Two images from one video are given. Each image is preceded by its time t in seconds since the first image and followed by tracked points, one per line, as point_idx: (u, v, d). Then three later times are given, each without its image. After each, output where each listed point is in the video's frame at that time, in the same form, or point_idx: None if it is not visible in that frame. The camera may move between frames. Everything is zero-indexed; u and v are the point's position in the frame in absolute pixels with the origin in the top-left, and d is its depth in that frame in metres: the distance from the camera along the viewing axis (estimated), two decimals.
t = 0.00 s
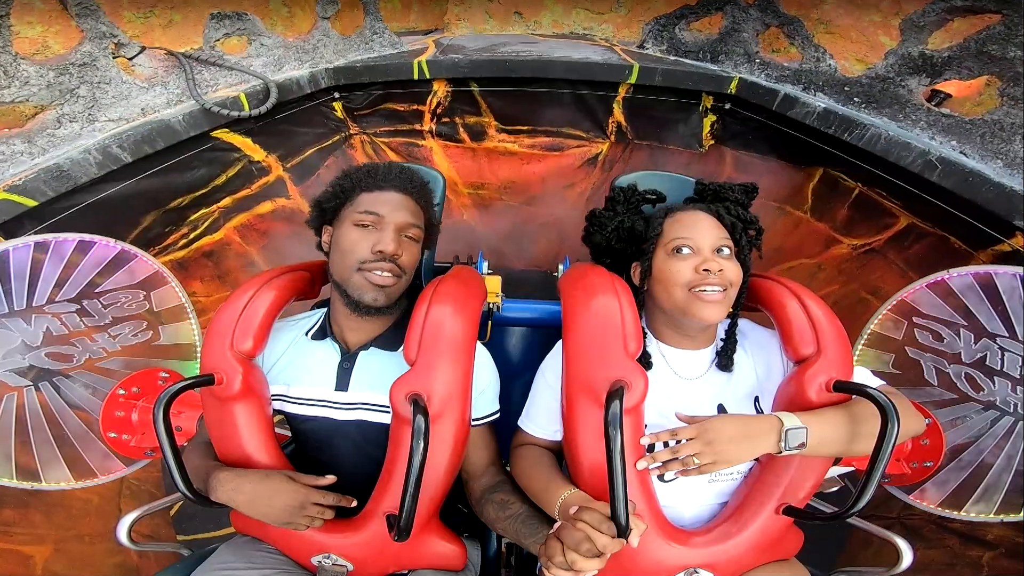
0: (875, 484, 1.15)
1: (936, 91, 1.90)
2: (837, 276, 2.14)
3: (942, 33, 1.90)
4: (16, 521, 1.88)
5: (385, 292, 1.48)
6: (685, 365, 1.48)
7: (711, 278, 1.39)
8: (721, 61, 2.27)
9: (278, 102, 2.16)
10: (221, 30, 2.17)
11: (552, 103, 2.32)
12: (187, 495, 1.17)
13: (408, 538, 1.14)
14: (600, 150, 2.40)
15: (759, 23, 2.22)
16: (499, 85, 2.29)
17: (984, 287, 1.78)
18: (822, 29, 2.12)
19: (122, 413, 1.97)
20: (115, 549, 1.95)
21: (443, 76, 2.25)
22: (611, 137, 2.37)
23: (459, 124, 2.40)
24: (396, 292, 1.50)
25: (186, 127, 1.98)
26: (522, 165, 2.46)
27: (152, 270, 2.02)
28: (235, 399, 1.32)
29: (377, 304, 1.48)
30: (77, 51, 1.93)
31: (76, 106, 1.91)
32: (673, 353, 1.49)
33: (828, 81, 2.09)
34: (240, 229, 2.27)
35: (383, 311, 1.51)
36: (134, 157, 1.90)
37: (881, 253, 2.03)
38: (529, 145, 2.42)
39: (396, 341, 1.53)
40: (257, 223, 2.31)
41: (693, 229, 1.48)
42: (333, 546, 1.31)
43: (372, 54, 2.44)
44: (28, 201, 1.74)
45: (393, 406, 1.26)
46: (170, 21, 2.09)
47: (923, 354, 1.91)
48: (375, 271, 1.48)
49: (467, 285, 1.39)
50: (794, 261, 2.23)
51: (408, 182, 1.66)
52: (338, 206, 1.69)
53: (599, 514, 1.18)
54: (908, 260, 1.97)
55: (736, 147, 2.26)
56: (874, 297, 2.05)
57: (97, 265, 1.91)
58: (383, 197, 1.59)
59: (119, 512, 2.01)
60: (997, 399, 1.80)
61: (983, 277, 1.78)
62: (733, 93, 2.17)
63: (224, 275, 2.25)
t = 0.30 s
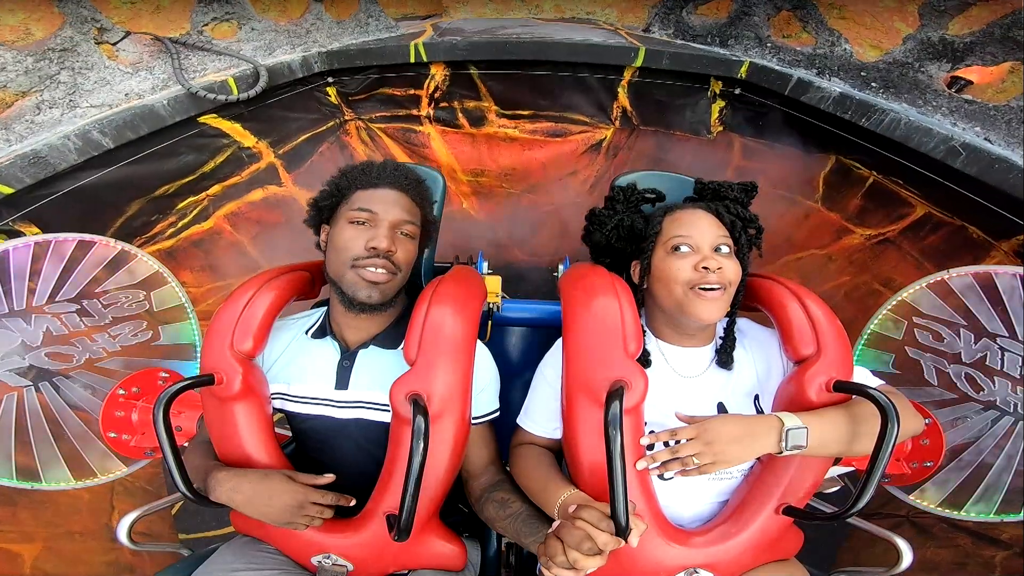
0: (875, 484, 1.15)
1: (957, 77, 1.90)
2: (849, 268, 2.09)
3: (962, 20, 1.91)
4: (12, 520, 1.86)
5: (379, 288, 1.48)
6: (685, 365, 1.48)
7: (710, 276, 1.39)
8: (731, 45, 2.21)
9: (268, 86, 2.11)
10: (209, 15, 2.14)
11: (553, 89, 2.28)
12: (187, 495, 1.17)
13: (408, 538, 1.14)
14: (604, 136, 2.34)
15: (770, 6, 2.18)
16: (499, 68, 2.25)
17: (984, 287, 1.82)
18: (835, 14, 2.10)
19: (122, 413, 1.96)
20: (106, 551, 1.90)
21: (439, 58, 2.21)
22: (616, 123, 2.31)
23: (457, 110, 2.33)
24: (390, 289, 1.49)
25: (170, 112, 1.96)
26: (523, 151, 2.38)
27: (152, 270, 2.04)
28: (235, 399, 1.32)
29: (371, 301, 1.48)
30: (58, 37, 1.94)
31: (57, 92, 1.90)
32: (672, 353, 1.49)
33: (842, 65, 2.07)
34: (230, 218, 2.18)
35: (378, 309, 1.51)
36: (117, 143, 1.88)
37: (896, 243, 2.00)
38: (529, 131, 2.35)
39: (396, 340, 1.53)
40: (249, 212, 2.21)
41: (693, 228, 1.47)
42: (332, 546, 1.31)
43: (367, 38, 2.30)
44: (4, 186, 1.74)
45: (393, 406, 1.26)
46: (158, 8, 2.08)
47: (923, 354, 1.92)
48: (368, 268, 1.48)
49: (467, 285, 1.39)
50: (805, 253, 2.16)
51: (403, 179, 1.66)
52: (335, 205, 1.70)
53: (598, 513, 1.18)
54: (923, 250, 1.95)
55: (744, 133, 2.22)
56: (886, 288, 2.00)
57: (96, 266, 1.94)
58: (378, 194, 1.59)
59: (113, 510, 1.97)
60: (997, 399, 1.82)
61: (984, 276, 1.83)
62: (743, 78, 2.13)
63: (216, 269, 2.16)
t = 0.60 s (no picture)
0: (875, 484, 1.15)
1: (937, 69, 1.96)
2: (846, 264, 2.11)
3: (937, 15, 2.00)
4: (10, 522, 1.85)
5: (375, 288, 1.47)
6: (686, 365, 1.48)
7: (710, 277, 1.39)
8: (721, 44, 2.21)
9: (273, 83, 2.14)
10: (218, 13, 2.18)
11: (550, 87, 2.28)
12: (187, 495, 1.17)
13: (408, 537, 1.14)
14: (600, 136, 2.33)
15: (757, 6, 2.20)
16: (499, 68, 2.25)
17: (984, 287, 1.84)
18: (819, 14, 2.15)
19: (122, 414, 1.96)
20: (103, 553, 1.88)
21: (440, 58, 2.21)
22: (611, 122, 2.30)
23: (456, 109, 2.33)
24: (387, 289, 1.49)
25: (176, 103, 2.00)
26: (521, 150, 2.38)
27: (153, 270, 2.04)
28: (235, 399, 1.31)
29: (368, 301, 1.48)
30: (72, 29, 2.01)
31: (67, 82, 1.95)
32: (673, 353, 1.49)
33: (829, 61, 2.09)
34: (229, 214, 2.18)
35: (375, 309, 1.51)
36: (122, 132, 1.93)
37: (891, 236, 2.02)
38: (528, 130, 2.34)
39: (396, 341, 1.53)
40: (246, 208, 2.21)
41: (693, 228, 1.47)
42: (332, 546, 1.31)
43: (370, 39, 2.28)
44: (7, 171, 1.77)
45: (393, 406, 1.26)
46: (168, 7, 2.14)
47: (923, 353, 1.92)
48: (365, 267, 1.47)
49: (467, 285, 1.39)
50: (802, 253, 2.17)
51: (402, 178, 1.66)
52: (333, 204, 1.70)
53: (598, 513, 1.18)
54: (919, 243, 1.97)
55: (737, 130, 2.22)
56: (884, 282, 2.02)
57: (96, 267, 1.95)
58: (377, 194, 1.60)
59: (98, 514, 1.92)
60: (997, 399, 1.83)
61: (983, 277, 1.85)
62: (734, 75, 2.15)
63: (214, 266, 2.15)
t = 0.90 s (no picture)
0: (875, 485, 1.15)
1: (911, 69, 1.98)
2: (842, 266, 2.11)
3: (905, 16, 2.00)
4: (10, 522, 1.85)
5: (384, 294, 1.48)
6: (685, 365, 1.48)
7: (710, 276, 1.39)
8: (710, 54, 2.19)
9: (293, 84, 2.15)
10: (247, 18, 2.17)
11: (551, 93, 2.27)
12: (187, 494, 1.17)
13: (408, 538, 1.14)
14: (599, 143, 2.33)
15: (741, 17, 2.17)
16: (503, 75, 2.24)
17: (983, 287, 1.86)
18: (800, 25, 2.12)
19: (122, 413, 1.96)
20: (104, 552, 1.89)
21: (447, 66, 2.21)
22: (609, 129, 2.30)
23: (462, 116, 2.33)
24: (394, 294, 1.50)
25: (204, 98, 2.03)
26: (523, 157, 2.38)
27: (153, 270, 2.04)
28: (235, 399, 1.31)
29: (376, 307, 1.48)
30: (116, 24, 2.03)
31: (105, 74, 1.98)
32: (672, 353, 1.50)
33: (810, 64, 2.09)
34: (240, 209, 2.19)
35: (381, 314, 1.52)
36: (151, 121, 1.97)
37: (884, 234, 2.03)
38: (530, 137, 2.35)
39: (396, 343, 1.53)
40: (257, 204, 2.22)
41: (693, 228, 1.47)
42: (332, 546, 1.31)
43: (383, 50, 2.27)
44: (39, 150, 1.81)
45: (393, 406, 1.25)
46: (200, 13, 2.12)
47: (923, 353, 1.92)
48: (373, 273, 1.48)
49: (467, 285, 1.39)
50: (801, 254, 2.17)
51: (407, 184, 1.66)
52: (336, 208, 1.70)
53: (598, 514, 1.18)
54: (911, 240, 1.99)
55: (729, 138, 2.21)
56: (881, 281, 2.02)
57: (98, 265, 1.95)
58: (381, 197, 1.60)
59: (77, 514, 1.91)
60: (997, 399, 1.84)
61: (983, 277, 1.86)
62: (723, 82, 2.14)
63: (220, 264, 2.17)
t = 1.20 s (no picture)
0: (875, 485, 1.15)
1: (884, 68, 1.99)
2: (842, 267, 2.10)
3: (875, 18, 2.02)
4: (9, 521, 1.86)
5: (408, 298, 1.51)
6: (684, 365, 1.49)
7: (711, 275, 1.40)
8: (699, 62, 2.13)
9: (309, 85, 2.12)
10: (269, 23, 2.15)
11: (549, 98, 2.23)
12: (186, 492, 1.17)
13: (407, 538, 1.14)
14: (597, 148, 2.25)
15: (726, 25, 2.13)
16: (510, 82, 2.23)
17: (983, 288, 1.87)
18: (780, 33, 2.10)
19: (122, 413, 1.96)
20: (101, 553, 1.89)
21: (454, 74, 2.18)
22: (606, 135, 2.23)
23: (465, 122, 2.27)
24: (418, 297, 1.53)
25: (225, 95, 2.02)
26: (523, 162, 2.30)
27: (152, 270, 2.04)
28: (235, 398, 1.31)
29: (402, 309, 1.51)
30: (150, 23, 2.04)
31: (134, 69, 1.99)
32: (672, 354, 1.50)
33: (791, 68, 2.07)
34: (249, 205, 2.17)
35: (399, 318, 1.54)
36: (174, 113, 1.98)
37: (876, 232, 2.03)
38: (529, 143, 2.28)
39: (397, 345, 1.54)
40: (264, 202, 2.18)
41: (693, 228, 1.48)
42: (332, 546, 1.31)
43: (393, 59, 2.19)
44: (66, 133, 1.85)
45: (393, 406, 1.25)
46: (224, 19, 2.10)
47: (924, 354, 1.93)
48: (399, 277, 1.50)
49: (467, 285, 1.39)
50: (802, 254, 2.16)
51: (429, 190, 1.68)
52: (354, 208, 1.68)
53: (598, 514, 1.18)
54: (902, 235, 1.99)
55: (722, 140, 2.16)
56: (876, 278, 2.02)
57: (98, 265, 1.96)
58: (403, 202, 1.61)
59: (55, 513, 1.90)
60: (997, 399, 1.86)
61: (984, 278, 1.88)
62: (712, 87, 2.09)
63: (223, 263, 2.14)
